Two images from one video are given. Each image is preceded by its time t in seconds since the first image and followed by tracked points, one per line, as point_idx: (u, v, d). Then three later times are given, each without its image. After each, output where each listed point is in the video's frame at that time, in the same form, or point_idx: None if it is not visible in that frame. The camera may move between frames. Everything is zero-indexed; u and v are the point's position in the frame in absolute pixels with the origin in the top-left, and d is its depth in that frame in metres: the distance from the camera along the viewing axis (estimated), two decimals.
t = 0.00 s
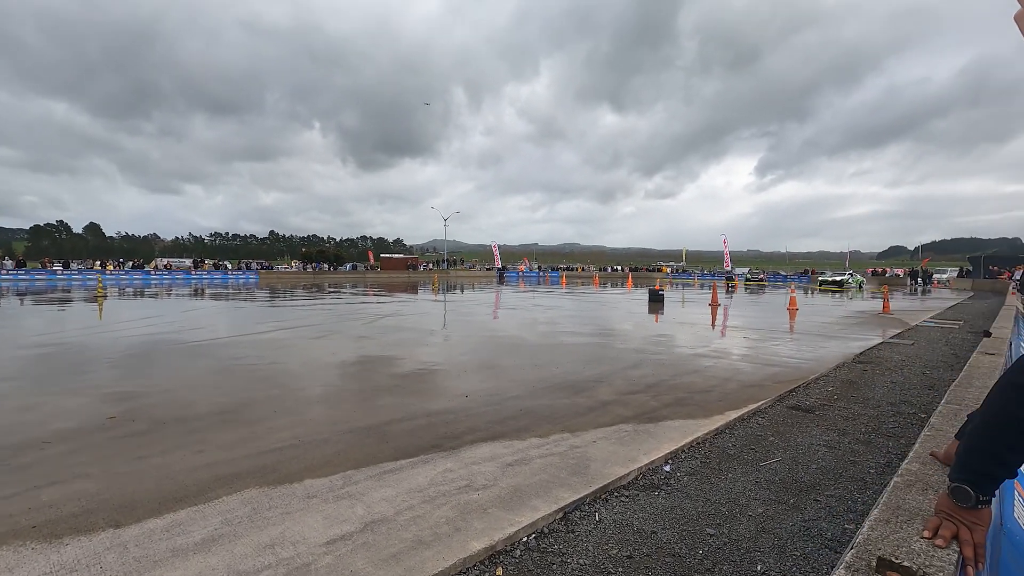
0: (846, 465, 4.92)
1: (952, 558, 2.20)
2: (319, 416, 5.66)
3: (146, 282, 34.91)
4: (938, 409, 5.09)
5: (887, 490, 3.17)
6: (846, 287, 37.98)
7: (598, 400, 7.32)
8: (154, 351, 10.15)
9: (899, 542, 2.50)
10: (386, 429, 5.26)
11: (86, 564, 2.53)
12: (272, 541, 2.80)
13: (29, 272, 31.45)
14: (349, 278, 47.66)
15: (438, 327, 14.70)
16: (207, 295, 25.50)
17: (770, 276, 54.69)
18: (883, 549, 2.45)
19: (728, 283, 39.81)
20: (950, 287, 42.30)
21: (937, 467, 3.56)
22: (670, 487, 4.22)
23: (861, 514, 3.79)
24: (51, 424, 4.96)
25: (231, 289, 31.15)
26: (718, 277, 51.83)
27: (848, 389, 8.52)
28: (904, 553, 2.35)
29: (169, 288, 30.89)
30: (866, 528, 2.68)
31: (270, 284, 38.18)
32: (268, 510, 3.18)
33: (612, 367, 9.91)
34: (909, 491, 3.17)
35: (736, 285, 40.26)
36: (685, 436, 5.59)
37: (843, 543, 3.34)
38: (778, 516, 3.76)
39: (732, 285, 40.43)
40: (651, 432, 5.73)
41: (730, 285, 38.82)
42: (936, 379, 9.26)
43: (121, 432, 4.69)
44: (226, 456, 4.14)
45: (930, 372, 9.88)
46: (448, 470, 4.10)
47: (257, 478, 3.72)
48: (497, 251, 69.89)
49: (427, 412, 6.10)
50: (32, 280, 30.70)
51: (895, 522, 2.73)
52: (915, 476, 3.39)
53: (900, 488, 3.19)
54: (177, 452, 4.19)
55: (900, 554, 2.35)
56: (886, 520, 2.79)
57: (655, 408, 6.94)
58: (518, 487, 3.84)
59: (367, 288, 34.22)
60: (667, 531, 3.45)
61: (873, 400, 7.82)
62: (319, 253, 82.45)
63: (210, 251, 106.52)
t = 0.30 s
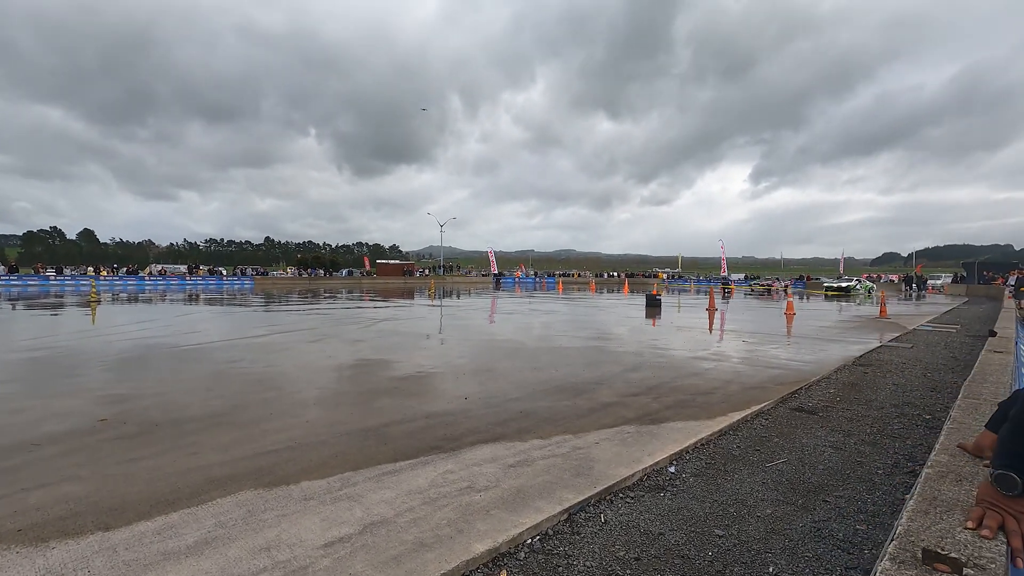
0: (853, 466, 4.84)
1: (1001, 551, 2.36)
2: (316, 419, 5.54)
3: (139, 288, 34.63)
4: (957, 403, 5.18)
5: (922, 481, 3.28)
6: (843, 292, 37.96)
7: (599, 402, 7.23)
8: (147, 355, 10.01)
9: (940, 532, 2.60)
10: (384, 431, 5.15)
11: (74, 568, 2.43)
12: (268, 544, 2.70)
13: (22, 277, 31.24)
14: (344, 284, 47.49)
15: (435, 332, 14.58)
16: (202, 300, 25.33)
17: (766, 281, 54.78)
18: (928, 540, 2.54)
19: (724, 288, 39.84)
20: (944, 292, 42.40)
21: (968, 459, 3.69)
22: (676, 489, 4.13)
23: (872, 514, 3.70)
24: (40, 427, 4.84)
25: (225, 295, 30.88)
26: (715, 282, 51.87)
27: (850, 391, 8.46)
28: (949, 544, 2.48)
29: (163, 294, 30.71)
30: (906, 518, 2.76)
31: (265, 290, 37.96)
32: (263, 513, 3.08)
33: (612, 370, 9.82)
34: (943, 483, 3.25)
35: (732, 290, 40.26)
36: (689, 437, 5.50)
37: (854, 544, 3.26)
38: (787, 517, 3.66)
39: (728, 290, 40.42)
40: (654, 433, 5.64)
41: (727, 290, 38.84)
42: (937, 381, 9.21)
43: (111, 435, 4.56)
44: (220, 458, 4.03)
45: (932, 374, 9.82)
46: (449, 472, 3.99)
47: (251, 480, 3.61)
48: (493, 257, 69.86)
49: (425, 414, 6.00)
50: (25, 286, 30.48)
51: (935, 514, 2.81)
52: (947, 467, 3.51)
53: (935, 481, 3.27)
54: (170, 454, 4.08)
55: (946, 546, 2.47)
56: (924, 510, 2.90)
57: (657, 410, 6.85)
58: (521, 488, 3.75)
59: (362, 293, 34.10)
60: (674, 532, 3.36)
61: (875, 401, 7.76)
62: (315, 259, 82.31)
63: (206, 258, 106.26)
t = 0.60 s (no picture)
0: (855, 468, 4.79)
1: None
2: (310, 423, 5.44)
3: (131, 295, 34.37)
4: (964, 400, 5.20)
5: (943, 477, 3.32)
6: (837, 298, 38.19)
7: (597, 405, 7.16)
8: (138, 361, 9.87)
9: (968, 527, 2.64)
10: (380, 435, 5.06)
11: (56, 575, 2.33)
12: (259, 549, 2.61)
13: (12, 284, 30.92)
14: (338, 291, 47.34)
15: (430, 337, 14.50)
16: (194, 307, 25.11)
17: (760, 288, 55.01)
18: (957, 535, 2.56)
19: (719, 294, 39.97)
20: (937, 298, 42.69)
21: (985, 454, 3.73)
22: (677, 492, 4.07)
23: (876, 516, 3.65)
24: (27, 432, 4.73)
25: (218, 301, 30.70)
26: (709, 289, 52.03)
27: (848, 395, 8.43)
28: (980, 539, 2.51)
29: (155, 300, 30.48)
30: (932, 513, 2.79)
31: (259, 296, 37.75)
32: (254, 517, 2.98)
33: (609, 374, 9.76)
34: (964, 477, 3.31)
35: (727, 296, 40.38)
36: (688, 440, 5.44)
37: (860, 546, 3.20)
38: (790, 520, 3.60)
39: (722, 296, 40.54)
40: (653, 436, 5.57)
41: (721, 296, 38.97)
42: (935, 384, 9.19)
43: (99, 439, 4.46)
44: (211, 463, 3.93)
45: (929, 378, 9.81)
46: (446, 476, 3.91)
47: (242, 485, 3.51)
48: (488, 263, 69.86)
49: (421, 418, 5.91)
50: (14, 292, 30.18)
51: (961, 509, 2.84)
52: (966, 463, 3.55)
53: (955, 475, 3.33)
54: (159, 458, 3.98)
55: (977, 540, 2.50)
56: (948, 505, 2.93)
57: (655, 413, 6.79)
58: (520, 491, 3.67)
59: (357, 300, 33.94)
60: (677, 536, 3.29)
61: (874, 404, 7.73)
62: (309, 266, 82.01)
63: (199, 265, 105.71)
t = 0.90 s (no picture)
0: (848, 469, 4.80)
1: None
2: (301, 426, 5.37)
3: (120, 301, 34.02)
4: (960, 397, 5.24)
5: (941, 468, 3.33)
6: (827, 303, 38.46)
7: (591, 408, 7.14)
8: (126, 366, 9.73)
9: (969, 516, 2.65)
10: (372, 438, 5.01)
11: None
12: (249, 552, 2.57)
13: None
14: (330, 296, 47.08)
15: (422, 342, 14.42)
16: (184, 312, 24.85)
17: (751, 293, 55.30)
18: (959, 524, 2.57)
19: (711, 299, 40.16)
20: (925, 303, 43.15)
21: (982, 447, 3.74)
22: (672, 493, 4.05)
23: (870, 516, 3.66)
24: (11, 437, 4.63)
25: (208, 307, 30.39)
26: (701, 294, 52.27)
27: (840, 397, 8.47)
28: (981, 527, 2.52)
29: (144, 306, 30.11)
30: (933, 503, 2.80)
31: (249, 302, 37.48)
32: (244, 520, 2.94)
33: (603, 377, 9.76)
34: (962, 468, 3.32)
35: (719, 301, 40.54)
36: (682, 442, 5.43)
37: (855, 546, 3.20)
38: (785, 520, 3.60)
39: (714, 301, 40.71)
40: (648, 438, 5.57)
41: (713, 301, 39.18)
42: (926, 386, 9.26)
43: (86, 443, 4.38)
44: (201, 466, 3.88)
45: (920, 380, 9.88)
46: (439, 478, 3.88)
47: (232, 488, 3.46)
48: (481, 269, 69.82)
49: (414, 421, 5.86)
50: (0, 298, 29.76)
51: (962, 498, 2.85)
52: (963, 455, 3.57)
53: (954, 467, 3.34)
54: (148, 462, 3.92)
55: (977, 528, 2.51)
56: (948, 496, 2.94)
57: (649, 415, 6.78)
58: (514, 493, 3.64)
59: (349, 306, 33.71)
60: (672, 536, 3.27)
61: (865, 406, 7.77)
62: (301, 271, 81.55)
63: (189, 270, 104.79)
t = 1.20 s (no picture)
0: (839, 468, 4.84)
1: None
2: (293, 428, 5.34)
3: (107, 302, 33.62)
4: (948, 396, 5.32)
5: (932, 465, 3.37)
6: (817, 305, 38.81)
7: (584, 409, 7.15)
8: (114, 368, 9.62)
9: (962, 510, 2.68)
10: (365, 439, 4.99)
11: None
12: (242, 554, 2.55)
13: None
14: (321, 298, 46.84)
15: (414, 344, 14.36)
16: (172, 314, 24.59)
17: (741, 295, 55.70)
18: (951, 518, 2.60)
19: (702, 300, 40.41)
20: (912, 305, 43.68)
21: (972, 443, 3.80)
22: (665, 493, 4.06)
23: (861, 514, 3.69)
24: None
25: (197, 309, 30.12)
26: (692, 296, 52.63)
27: (830, 397, 8.55)
28: (973, 520, 2.55)
29: (132, 307, 29.83)
30: (926, 498, 2.83)
31: (239, 304, 37.18)
32: (236, 522, 2.91)
33: (595, 378, 9.77)
34: (953, 464, 3.36)
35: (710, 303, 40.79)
36: (675, 442, 5.46)
37: (846, 544, 3.23)
38: (777, 519, 3.62)
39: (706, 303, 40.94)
40: (641, 438, 5.58)
41: (703, 303, 39.47)
42: (914, 387, 9.38)
43: (74, 446, 4.33)
44: (191, 468, 3.84)
45: (908, 380, 10.00)
46: (433, 479, 3.87)
47: (223, 490, 3.43)
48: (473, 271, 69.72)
49: (407, 422, 5.85)
50: None
51: (953, 494, 2.89)
52: (954, 451, 3.62)
53: (945, 463, 3.38)
54: (137, 464, 3.87)
55: (969, 522, 2.55)
56: (940, 491, 2.98)
57: (642, 416, 6.81)
58: (508, 493, 3.64)
59: (340, 307, 33.56)
60: (665, 536, 3.28)
61: (855, 406, 7.84)
62: (292, 273, 81.05)
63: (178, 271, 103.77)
